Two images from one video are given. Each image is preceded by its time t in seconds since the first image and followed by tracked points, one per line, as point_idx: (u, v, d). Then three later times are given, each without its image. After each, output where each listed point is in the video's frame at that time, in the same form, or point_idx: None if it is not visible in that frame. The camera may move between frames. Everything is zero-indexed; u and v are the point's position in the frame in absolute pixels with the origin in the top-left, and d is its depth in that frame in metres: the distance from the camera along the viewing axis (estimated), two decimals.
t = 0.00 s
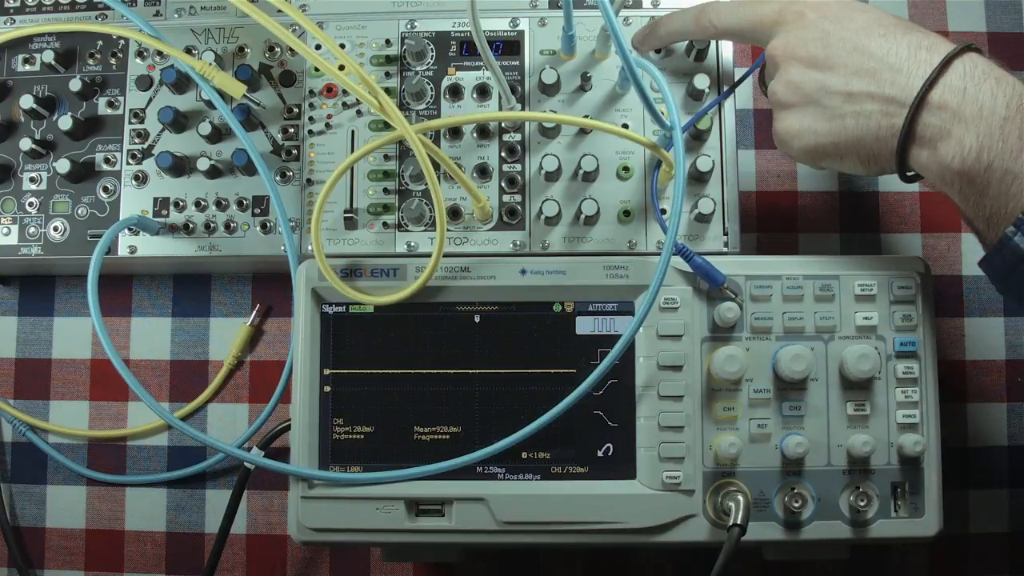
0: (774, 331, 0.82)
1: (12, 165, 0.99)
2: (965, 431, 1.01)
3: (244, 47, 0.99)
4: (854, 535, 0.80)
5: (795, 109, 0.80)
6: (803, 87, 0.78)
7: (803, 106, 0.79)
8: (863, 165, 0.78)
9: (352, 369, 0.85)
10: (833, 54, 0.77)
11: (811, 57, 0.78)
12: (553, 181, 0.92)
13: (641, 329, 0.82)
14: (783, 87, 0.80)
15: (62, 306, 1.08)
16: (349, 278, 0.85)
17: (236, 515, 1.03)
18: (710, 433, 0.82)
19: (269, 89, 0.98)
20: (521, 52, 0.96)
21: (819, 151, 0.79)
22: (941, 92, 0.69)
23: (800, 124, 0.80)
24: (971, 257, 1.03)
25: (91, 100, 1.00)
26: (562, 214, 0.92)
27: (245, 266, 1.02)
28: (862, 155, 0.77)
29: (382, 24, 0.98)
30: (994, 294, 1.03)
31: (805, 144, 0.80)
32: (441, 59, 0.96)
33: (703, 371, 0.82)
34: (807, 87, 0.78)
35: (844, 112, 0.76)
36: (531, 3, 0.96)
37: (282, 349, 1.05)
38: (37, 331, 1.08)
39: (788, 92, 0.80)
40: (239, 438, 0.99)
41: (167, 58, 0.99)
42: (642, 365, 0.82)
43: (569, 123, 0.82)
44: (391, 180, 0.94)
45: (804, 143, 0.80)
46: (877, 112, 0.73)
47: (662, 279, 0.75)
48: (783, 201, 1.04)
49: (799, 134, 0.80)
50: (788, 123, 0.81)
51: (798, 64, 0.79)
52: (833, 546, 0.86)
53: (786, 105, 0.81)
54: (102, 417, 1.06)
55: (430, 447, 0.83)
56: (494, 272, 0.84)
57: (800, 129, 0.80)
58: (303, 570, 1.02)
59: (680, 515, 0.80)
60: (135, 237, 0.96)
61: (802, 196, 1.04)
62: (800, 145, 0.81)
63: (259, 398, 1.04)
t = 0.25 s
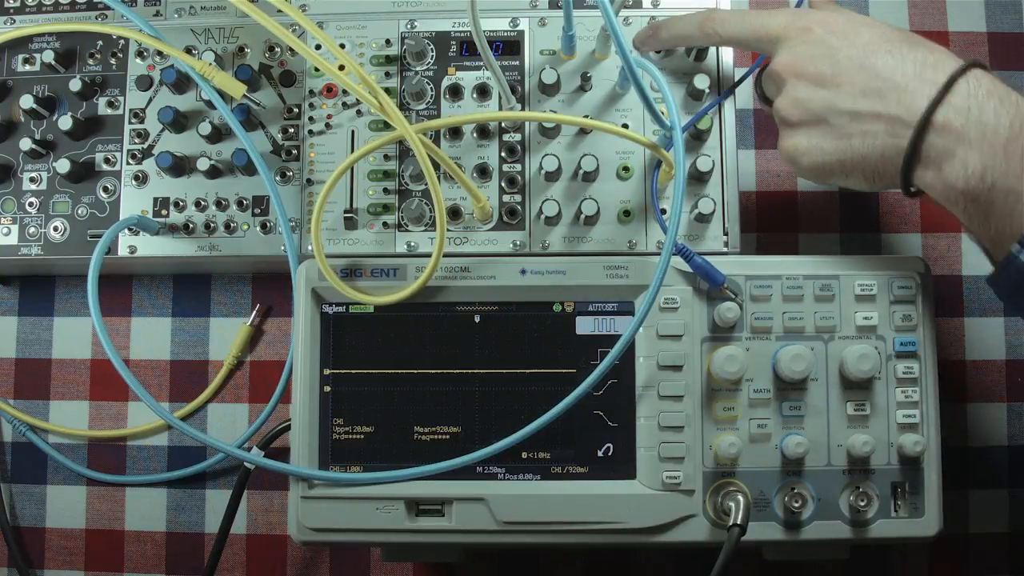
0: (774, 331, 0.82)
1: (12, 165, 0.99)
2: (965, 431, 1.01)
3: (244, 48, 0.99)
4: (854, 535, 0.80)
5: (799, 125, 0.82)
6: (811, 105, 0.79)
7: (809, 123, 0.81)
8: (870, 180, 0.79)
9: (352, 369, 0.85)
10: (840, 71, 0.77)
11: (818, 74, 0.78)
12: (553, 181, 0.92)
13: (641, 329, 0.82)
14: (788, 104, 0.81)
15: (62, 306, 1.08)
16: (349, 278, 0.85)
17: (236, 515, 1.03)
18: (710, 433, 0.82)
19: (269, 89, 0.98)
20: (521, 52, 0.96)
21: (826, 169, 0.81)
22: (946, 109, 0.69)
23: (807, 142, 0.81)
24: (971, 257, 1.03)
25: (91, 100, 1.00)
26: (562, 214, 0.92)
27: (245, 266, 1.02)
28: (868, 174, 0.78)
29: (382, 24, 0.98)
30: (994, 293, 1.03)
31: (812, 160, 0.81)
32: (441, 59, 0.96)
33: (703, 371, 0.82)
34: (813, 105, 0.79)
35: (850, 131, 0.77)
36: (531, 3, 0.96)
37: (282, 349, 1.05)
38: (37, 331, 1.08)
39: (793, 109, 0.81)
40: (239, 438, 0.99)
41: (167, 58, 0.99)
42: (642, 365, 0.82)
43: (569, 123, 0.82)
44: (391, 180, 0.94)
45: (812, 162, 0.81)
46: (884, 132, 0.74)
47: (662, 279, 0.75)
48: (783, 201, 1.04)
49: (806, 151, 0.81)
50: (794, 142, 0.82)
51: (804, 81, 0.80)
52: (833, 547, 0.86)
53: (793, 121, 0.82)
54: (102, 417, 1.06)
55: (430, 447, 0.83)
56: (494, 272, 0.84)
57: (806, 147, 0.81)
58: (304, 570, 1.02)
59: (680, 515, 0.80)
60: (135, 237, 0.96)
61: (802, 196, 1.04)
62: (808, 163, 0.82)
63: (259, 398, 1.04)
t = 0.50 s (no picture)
0: (774, 331, 0.82)
1: (12, 165, 0.99)
2: (965, 431, 1.01)
3: (244, 48, 0.99)
4: (855, 535, 0.80)
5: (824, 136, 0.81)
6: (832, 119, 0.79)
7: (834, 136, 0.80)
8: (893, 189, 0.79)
9: (352, 369, 0.85)
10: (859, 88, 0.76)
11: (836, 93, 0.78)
12: (553, 181, 0.92)
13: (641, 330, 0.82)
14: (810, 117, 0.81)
15: (62, 306, 1.08)
16: (349, 278, 0.85)
17: (236, 515, 1.03)
18: (710, 433, 0.82)
19: (269, 89, 0.98)
20: (521, 52, 0.96)
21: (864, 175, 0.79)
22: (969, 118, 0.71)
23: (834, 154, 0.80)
24: (971, 257, 1.03)
25: (91, 100, 1.00)
26: (562, 214, 0.92)
27: (245, 266, 1.02)
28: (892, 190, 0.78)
29: (382, 24, 0.98)
30: (994, 293, 1.03)
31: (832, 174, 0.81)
32: (441, 59, 0.96)
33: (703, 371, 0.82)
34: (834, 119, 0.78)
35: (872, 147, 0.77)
36: (531, 3, 0.96)
37: (282, 349, 1.05)
38: (37, 331, 1.08)
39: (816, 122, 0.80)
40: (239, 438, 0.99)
41: (167, 58, 0.99)
42: (642, 365, 0.82)
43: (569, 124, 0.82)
44: (391, 180, 0.94)
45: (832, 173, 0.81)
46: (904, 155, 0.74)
47: (662, 279, 0.75)
48: (783, 201, 1.04)
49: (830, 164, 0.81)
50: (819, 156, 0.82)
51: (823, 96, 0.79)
52: (834, 547, 0.86)
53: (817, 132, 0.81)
54: (102, 417, 1.06)
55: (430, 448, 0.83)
56: (494, 272, 0.84)
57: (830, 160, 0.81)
58: (304, 570, 1.02)
59: (681, 515, 0.80)
60: (135, 237, 0.96)
61: (802, 197, 1.04)
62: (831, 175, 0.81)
63: (259, 398, 1.04)
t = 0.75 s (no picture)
0: (774, 331, 0.82)
1: (12, 165, 0.99)
2: (965, 431, 1.01)
3: (244, 48, 0.99)
4: (854, 535, 0.80)
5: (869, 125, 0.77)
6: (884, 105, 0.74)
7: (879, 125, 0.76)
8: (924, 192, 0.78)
9: (352, 369, 0.85)
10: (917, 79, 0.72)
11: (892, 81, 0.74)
12: (553, 181, 0.92)
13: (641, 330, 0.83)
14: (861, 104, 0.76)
15: (62, 306, 1.08)
16: (349, 278, 0.85)
17: (236, 515, 1.03)
18: (710, 433, 0.82)
19: (269, 89, 0.98)
20: (521, 52, 0.96)
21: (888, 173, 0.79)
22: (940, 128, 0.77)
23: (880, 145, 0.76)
24: (971, 256, 1.03)
25: (91, 100, 1.00)
26: (562, 214, 0.92)
27: (246, 266, 1.02)
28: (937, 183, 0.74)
29: (382, 24, 0.98)
30: (993, 293, 1.03)
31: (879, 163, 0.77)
32: (441, 59, 0.96)
33: (703, 371, 0.82)
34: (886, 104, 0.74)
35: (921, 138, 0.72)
36: (531, 3, 0.96)
37: (282, 348, 1.05)
38: (37, 331, 1.08)
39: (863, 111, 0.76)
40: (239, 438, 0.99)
41: (167, 58, 0.99)
42: (642, 365, 0.82)
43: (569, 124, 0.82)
44: (391, 180, 0.94)
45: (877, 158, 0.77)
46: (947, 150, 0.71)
47: (661, 279, 0.75)
48: (783, 201, 1.04)
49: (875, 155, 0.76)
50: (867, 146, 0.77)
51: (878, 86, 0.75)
52: (834, 547, 0.86)
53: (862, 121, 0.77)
54: (102, 417, 1.06)
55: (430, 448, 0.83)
56: (494, 272, 0.84)
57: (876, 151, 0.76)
58: (303, 570, 1.02)
59: (681, 515, 0.80)
60: (135, 237, 0.97)
61: (802, 196, 1.04)
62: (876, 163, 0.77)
63: (259, 398, 1.04)
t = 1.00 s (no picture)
0: (774, 331, 0.82)
1: (12, 165, 0.99)
2: (965, 431, 1.01)
3: (244, 48, 0.99)
4: (854, 535, 0.80)
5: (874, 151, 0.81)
6: (892, 133, 0.78)
7: (887, 150, 0.79)
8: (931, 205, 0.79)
9: (352, 369, 0.85)
10: (921, 103, 0.77)
11: (898, 105, 0.78)
12: (553, 181, 0.92)
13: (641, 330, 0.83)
14: (866, 131, 0.80)
15: (62, 306, 1.08)
16: (349, 278, 0.85)
17: (236, 515, 1.03)
18: (710, 433, 0.82)
19: (269, 89, 0.98)
20: (521, 52, 0.96)
21: (896, 190, 0.79)
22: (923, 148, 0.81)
23: (884, 168, 0.80)
24: (971, 257, 1.03)
25: (91, 100, 1.00)
26: (562, 214, 0.92)
27: (245, 266, 1.02)
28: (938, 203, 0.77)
29: (382, 24, 0.98)
30: (993, 293, 1.03)
31: (886, 186, 0.80)
32: (441, 59, 0.96)
33: (703, 371, 0.82)
34: (894, 134, 0.78)
35: (926, 159, 0.76)
36: (531, 3, 0.96)
37: (282, 349, 1.05)
38: (37, 331, 1.08)
39: (873, 137, 0.80)
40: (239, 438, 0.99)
41: (167, 58, 0.99)
42: (643, 365, 0.82)
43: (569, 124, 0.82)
44: (391, 180, 0.94)
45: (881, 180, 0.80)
46: (958, 160, 0.73)
47: (662, 279, 0.75)
48: (783, 201, 1.04)
49: (881, 177, 0.80)
50: (870, 167, 0.81)
51: (884, 111, 0.79)
52: (833, 547, 0.86)
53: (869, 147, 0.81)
54: (102, 417, 1.06)
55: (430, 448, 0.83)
56: (494, 272, 0.84)
57: (881, 172, 0.80)
58: (303, 570, 1.02)
59: (681, 515, 0.80)
60: (135, 237, 0.96)
61: (802, 196, 1.04)
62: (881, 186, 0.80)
63: (259, 398, 1.04)
